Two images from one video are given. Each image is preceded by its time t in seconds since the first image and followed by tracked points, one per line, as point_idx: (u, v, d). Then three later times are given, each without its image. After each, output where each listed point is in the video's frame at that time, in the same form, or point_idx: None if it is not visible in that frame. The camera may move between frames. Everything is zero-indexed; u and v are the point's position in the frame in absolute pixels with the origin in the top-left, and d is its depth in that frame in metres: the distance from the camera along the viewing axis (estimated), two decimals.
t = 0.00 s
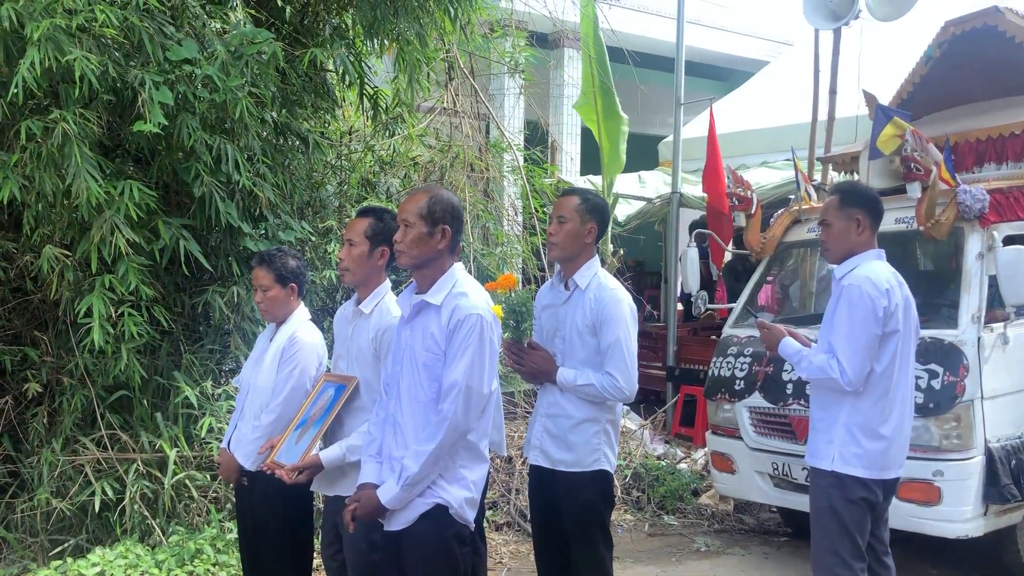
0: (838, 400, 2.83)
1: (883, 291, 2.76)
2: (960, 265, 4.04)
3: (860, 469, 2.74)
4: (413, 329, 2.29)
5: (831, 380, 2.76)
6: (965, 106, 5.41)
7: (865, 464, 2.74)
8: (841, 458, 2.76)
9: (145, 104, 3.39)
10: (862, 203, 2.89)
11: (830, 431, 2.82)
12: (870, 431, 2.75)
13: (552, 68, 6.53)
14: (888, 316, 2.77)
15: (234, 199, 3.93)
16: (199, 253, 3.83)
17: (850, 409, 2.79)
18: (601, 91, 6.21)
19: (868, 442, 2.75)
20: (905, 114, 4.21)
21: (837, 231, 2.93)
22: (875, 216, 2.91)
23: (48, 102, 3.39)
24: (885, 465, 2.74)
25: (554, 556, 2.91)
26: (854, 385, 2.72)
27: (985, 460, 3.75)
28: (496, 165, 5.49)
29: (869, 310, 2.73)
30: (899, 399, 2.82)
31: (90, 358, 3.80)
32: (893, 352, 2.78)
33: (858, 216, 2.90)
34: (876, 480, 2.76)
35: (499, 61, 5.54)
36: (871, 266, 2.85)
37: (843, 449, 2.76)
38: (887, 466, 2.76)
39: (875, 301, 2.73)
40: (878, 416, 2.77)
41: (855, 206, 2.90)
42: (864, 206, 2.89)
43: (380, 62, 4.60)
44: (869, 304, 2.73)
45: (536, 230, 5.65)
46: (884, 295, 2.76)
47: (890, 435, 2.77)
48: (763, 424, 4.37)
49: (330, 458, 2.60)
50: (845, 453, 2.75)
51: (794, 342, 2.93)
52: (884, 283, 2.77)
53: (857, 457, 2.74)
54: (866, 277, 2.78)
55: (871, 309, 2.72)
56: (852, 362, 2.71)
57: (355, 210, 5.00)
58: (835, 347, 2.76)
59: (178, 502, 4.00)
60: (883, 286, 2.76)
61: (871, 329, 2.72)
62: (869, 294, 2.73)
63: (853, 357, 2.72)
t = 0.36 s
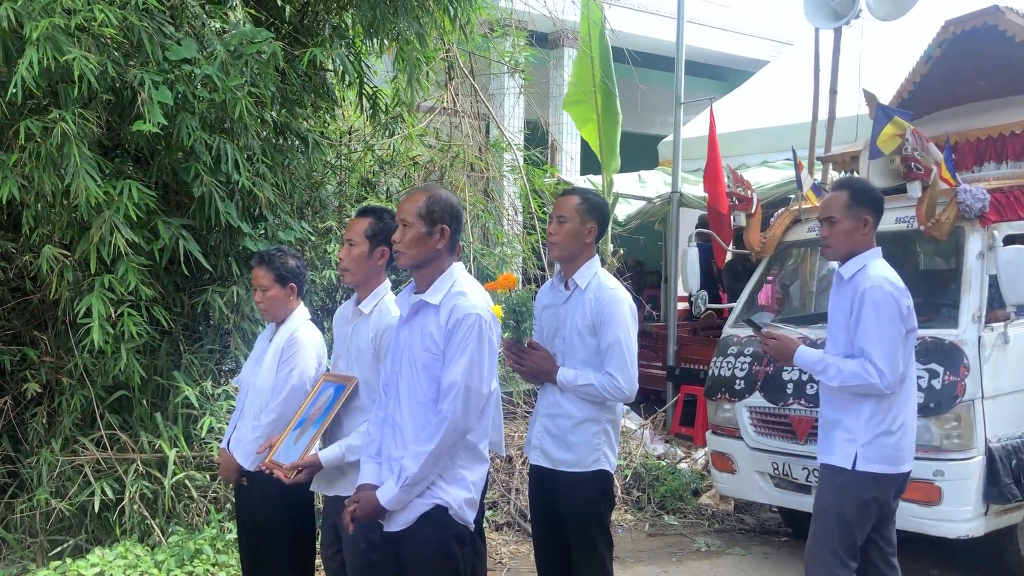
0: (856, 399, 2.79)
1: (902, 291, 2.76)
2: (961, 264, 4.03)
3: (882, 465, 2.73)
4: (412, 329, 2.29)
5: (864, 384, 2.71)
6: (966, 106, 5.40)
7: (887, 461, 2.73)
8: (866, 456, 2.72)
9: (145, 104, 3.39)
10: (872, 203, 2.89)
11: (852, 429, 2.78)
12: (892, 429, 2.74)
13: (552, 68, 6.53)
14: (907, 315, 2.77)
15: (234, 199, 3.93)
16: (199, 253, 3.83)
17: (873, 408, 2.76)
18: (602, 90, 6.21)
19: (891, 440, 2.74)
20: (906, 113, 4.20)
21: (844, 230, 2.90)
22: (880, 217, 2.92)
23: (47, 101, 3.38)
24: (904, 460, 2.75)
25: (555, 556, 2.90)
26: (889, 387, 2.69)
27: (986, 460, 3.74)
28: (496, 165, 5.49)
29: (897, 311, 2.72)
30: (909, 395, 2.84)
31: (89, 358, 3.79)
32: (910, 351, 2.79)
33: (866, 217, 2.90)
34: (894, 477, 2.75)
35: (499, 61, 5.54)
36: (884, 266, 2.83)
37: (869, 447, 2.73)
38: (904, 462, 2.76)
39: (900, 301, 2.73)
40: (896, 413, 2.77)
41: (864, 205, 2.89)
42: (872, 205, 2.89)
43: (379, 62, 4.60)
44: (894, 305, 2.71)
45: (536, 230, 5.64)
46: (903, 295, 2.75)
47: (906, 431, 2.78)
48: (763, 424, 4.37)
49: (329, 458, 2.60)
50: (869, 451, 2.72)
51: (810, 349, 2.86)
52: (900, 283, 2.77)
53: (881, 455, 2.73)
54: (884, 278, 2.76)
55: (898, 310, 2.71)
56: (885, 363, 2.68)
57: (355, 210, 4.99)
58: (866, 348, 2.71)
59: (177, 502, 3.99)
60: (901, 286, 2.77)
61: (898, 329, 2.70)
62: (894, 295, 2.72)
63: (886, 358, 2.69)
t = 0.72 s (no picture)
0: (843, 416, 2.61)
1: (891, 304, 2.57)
2: (955, 264, 4.04)
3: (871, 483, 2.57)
4: (406, 329, 2.29)
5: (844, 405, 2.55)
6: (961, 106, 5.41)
7: (875, 479, 2.57)
8: (852, 475, 2.57)
9: (139, 103, 3.38)
10: (864, 206, 2.72)
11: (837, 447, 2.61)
12: (878, 445, 2.59)
13: (547, 68, 6.53)
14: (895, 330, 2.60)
15: (228, 199, 3.93)
16: (193, 253, 3.82)
17: (857, 424, 2.60)
18: (595, 88, 6.18)
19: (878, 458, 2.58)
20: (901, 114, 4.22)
21: (834, 235, 2.74)
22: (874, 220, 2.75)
23: (41, 100, 3.37)
24: (892, 476, 2.59)
25: (551, 557, 2.90)
26: (872, 409, 2.52)
27: (980, 459, 3.75)
28: (491, 164, 5.49)
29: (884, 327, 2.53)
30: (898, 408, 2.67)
31: (83, 358, 3.78)
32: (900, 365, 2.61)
33: (859, 222, 2.72)
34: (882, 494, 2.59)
35: (494, 61, 5.55)
36: (874, 276, 2.66)
37: (853, 466, 2.57)
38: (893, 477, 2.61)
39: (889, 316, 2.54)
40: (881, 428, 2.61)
41: (855, 209, 2.72)
42: (863, 208, 2.71)
43: (374, 62, 4.60)
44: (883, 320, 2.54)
45: (531, 229, 5.64)
46: (893, 310, 2.58)
47: (893, 447, 2.62)
48: (757, 423, 4.38)
49: (324, 457, 2.59)
50: (855, 469, 2.56)
51: (795, 362, 2.71)
52: (891, 297, 2.60)
53: (869, 473, 2.57)
54: (874, 291, 2.59)
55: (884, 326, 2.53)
56: (868, 383, 2.51)
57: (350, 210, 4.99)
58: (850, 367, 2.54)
59: (172, 502, 3.99)
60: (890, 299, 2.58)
61: (886, 346, 2.54)
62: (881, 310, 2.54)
63: (871, 377, 2.52)
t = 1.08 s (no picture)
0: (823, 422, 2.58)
1: (861, 305, 2.49)
2: (947, 265, 4.06)
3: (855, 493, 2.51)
4: (399, 329, 2.29)
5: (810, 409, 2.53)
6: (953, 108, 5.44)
7: (857, 488, 2.50)
8: (833, 485, 2.52)
9: (133, 103, 3.37)
10: (837, 202, 2.65)
11: (817, 455, 2.58)
12: (859, 453, 2.52)
13: (541, 69, 6.54)
14: (870, 331, 2.51)
15: (222, 199, 3.92)
16: (187, 253, 3.81)
17: (837, 432, 2.55)
18: (590, 90, 6.19)
19: (861, 466, 2.52)
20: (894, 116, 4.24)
21: (806, 230, 2.69)
22: (848, 215, 2.68)
23: (34, 100, 3.36)
24: (878, 485, 2.51)
25: (544, 558, 2.90)
26: (835, 413, 2.48)
27: (971, 459, 3.77)
28: (485, 165, 5.50)
29: (848, 330, 2.46)
30: (887, 412, 2.57)
31: (76, 358, 3.77)
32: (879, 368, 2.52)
33: (831, 216, 2.67)
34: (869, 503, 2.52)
35: (488, 62, 5.55)
36: (850, 275, 2.58)
37: (831, 474, 2.53)
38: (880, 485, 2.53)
39: (855, 318, 2.47)
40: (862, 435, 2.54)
41: (826, 204, 2.66)
42: (835, 203, 2.65)
43: (368, 62, 4.60)
44: (847, 322, 2.47)
45: (524, 230, 5.65)
46: (863, 310, 2.49)
47: (881, 453, 2.54)
48: (750, 424, 4.40)
49: (318, 456, 2.59)
50: (834, 479, 2.51)
51: (774, 363, 2.69)
52: (862, 296, 2.51)
53: (851, 483, 2.51)
54: (842, 291, 2.52)
55: (849, 329, 2.46)
56: (830, 389, 2.47)
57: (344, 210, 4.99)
58: (813, 371, 2.51)
59: (165, 502, 3.98)
60: (860, 299, 2.49)
61: (852, 348, 2.46)
62: (847, 312, 2.46)
63: (833, 383, 2.47)
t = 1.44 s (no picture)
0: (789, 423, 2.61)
1: (805, 303, 2.53)
2: (936, 268, 4.08)
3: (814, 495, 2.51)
4: (391, 330, 2.29)
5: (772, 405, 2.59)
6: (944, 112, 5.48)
7: (815, 490, 2.50)
8: (795, 485, 2.55)
9: (124, 102, 3.37)
10: (821, 206, 2.64)
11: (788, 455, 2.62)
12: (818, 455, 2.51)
13: (533, 71, 6.55)
14: (820, 329, 2.52)
15: (214, 199, 3.92)
16: (178, 253, 3.80)
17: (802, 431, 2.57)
18: (582, 93, 6.22)
19: (819, 468, 2.50)
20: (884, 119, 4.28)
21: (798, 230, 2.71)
22: (835, 219, 2.63)
23: (24, 99, 3.35)
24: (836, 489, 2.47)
25: (533, 559, 2.91)
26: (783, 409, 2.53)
27: (960, 461, 3.79)
28: (477, 166, 5.50)
29: (787, 327, 2.52)
30: (859, 417, 2.51)
31: (66, 358, 3.76)
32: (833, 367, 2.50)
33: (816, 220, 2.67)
34: (834, 509, 2.49)
35: (481, 63, 5.56)
36: (813, 274, 2.61)
37: (794, 474, 2.56)
38: (844, 492, 2.48)
39: (796, 315, 2.51)
40: (824, 438, 2.52)
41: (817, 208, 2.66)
42: (825, 208, 2.64)
43: (360, 63, 4.60)
44: (787, 319, 2.52)
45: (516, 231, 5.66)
46: (808, 308, 2.52)
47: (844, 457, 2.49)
48: (740, 425, 4.41)
49: (308, 455, 2.59)
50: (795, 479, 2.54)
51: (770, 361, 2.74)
52: (810, 294, 2.54)
53: (808, 484, 2.51)
54: (793, 289, 2.57)
55: (790, 327, 2.51)
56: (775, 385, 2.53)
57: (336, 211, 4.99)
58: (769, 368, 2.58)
59: (155, 502, 3.98)
60: (806, 297, 2.54)
61: (792, 344, 2.50)
62: (786, 309, 2.53)
63: (778, 381, 2.53)
